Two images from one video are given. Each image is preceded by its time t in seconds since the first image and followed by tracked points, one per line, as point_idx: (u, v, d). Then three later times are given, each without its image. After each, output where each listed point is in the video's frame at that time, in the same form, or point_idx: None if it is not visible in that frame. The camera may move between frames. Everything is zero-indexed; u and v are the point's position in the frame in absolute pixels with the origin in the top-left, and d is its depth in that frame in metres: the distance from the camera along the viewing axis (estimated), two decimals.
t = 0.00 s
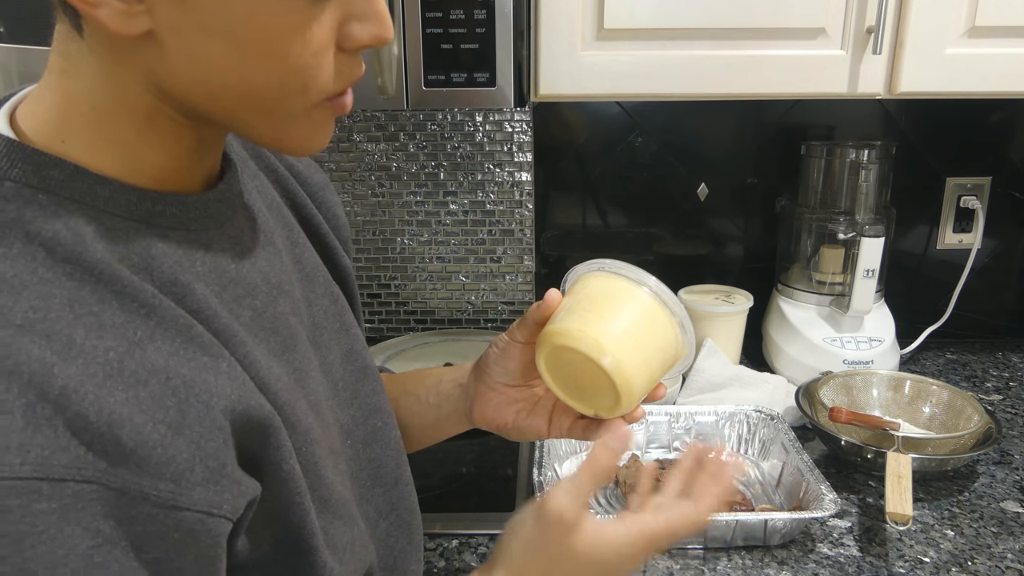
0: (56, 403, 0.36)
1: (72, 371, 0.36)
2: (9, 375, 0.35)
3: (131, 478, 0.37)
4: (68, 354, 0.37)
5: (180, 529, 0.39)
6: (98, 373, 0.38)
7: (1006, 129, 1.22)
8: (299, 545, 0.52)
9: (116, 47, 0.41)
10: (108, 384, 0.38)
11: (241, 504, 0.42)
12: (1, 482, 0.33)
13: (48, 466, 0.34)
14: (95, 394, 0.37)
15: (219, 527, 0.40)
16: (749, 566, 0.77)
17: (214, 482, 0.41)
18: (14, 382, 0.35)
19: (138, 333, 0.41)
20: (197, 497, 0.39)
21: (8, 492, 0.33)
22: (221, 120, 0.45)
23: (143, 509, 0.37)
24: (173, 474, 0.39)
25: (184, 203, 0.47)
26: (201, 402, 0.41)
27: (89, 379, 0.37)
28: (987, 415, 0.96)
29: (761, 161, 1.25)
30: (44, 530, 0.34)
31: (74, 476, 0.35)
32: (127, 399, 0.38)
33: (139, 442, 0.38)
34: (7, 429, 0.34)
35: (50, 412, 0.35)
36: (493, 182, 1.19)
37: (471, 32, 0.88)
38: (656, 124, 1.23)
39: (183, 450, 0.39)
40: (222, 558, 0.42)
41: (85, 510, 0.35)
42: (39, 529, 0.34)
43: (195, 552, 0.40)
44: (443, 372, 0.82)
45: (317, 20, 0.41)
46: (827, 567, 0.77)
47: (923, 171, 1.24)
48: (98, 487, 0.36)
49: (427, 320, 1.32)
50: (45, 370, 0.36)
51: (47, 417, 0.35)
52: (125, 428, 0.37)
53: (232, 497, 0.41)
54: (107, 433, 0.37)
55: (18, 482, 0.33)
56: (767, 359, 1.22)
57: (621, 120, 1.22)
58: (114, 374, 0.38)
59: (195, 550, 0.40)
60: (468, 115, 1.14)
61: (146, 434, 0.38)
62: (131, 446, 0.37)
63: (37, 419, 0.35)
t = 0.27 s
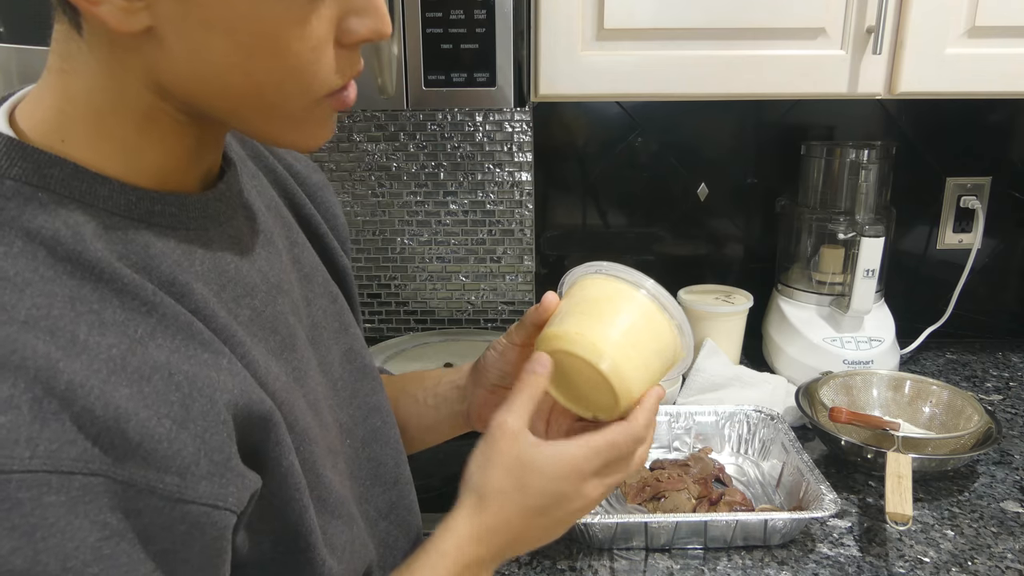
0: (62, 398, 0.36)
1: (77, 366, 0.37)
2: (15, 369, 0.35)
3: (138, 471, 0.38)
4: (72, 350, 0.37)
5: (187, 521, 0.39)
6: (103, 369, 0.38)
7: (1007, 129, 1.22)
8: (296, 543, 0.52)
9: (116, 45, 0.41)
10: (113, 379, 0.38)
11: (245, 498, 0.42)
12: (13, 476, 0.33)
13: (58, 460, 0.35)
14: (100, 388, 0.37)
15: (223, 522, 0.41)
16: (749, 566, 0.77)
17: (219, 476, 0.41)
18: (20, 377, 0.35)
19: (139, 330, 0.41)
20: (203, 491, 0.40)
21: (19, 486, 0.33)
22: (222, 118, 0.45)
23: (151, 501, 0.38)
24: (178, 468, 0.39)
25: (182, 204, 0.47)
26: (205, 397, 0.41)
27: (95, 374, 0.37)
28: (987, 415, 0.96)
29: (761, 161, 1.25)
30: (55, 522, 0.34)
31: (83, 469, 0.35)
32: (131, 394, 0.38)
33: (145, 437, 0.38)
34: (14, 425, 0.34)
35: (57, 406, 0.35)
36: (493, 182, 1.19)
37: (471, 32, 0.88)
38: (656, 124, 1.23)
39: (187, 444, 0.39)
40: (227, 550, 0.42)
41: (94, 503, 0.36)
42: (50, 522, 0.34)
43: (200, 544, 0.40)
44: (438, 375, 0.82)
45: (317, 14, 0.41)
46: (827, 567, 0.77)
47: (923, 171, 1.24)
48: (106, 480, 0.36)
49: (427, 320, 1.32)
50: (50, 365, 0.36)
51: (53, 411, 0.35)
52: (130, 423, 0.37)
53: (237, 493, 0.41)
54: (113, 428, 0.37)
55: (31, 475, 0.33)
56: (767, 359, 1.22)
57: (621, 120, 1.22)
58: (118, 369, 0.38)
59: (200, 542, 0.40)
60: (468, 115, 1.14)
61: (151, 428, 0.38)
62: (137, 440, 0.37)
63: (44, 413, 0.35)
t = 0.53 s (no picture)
0: (64, 396, 0.36)
1: (77, 364, 0.37)
2: (16, 368, 0.35)
3: (140, 468, 0.38)
4: (73, 348, 0.37)
5: (188, 518, 0.39)
6: (103, 367, 0.38)
7: (1006, 129, 1.22)
8: (295, 542, 0.52)
9: (114, 40, 0.41)
10: (112, 377, 0.38)
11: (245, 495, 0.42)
12: (15, 473, 0.33)
13: (59, 457, 0.35)
14: (101, 385, 0.37)
15: (224, 519, 0.41)
16: (749, 566, 0.77)
17: (219, 473, 0.41)
18: (20, 375, 0.35)
19: (138, 329, 0.41)
20: (204, 489, 0.40)
21: (21, 483, 0.33)
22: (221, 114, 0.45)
23: (153, 499, 0.38)
24: (178, 466, 0.39)
25: (180, 203, 0.47)
26: (205, 394, 0.41)
27: (96, 373, 0.37)
28: (987, 415, 0.96)
29: (761, 160, 1.25)
30: (57, 519, 0.35)
31: (84, 467, 0.36)
32: (131, 392, 0.38)
33: (146, 434, 0.38)
34: (14, 424, 0.34)
35: (58, 405, 0.36)
36: (493, 182, 1.19)
37: (471, 32, 0.88)
38: (656, 124, 1.23)
39: (188, 442, 0.39)
40: (228, 548, 0.42)
41: (95, 501, 0.36)
42: (52, 519, 0.34)
43: (200, 542, 0.40)
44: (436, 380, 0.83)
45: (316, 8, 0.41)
46: (827, 567, 0.77)
47: (923, 171, 1.24)
48: (107, 476, 0.37)
49: (427, 320, 1.32)
50: (51, 363, 0.36)
51: (53, 409, 0.36)
52: (131, 420, 0.37)
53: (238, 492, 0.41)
54: (114, 425, 0.37)
55: (32, 473, 0.34)
56: (767, 359, 1.22)
57: (621, 120, 1.22)
58: (119, 367, 0.38)
59: (201, 539, 0.40)
60: (468, 115, 1.14)
61: (152, 426, 0.38)
62: (138, 437, 0.38)
63: (45, 411, 0.35)
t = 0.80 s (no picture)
0: (61, 397, 0.36)
1: (76, 365, 0.36)
2: (16, 368, 0.35)
3: (137, 469, 0.38)
4: (71, 348, 0.37)
5: (186, 518, 0.39)
6: (101, 367, 0.38)
7: (1006, 129, 1.22)
8: (292, 541, 0.52)
9: (115, 38, 0.41)
10: (111, 377, 0.38)
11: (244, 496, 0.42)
12: (12, 475, 0.33)
13: (57, 458, 0.35)
14: (100, 385, 0.37)
15: (223, 520, 0.40)
16: (748, 566, 0.77)
17: (218, 473, 0.41)
18: (19, 375, 0.35)
19: (137, 329, 0.41)
20: (202, 489, 0.40)
21: (18, 485, 0.33)
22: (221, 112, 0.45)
23: (151, 500, 0.38)
24: (177, 466, 0.39)
25: (178, 203, 0.47)
26: (203, 395, 0.41)
27: (94, 372, 0.37)
28: (987, 415, 0.96)
29: (761, 160, 1.25)
30: (54, 521, 0.34)
31: (81, 468, 0.35)
32: (129, 393, 0.38)
33: (144, 435, 0.38)
34: (13, 423, 0.34)
35: (56, 405, 0.35)
36: (493, 182, 1.19)
37: (471, 32, 0.88)
38: (656, 124, 1.23)
39: (186, 443, 0.39)
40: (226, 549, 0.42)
41: (93, 503, 0.36)
42: (49, 521, 0.34)
43: (198, 542, 0.40)
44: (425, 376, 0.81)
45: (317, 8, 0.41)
46: (827, 567, 0.77)
47: (923, 171, 1.24)
48: (104, 478, 0.36)
49: (427, 320, 1.32)
50: (49, 363, 0.35)
51: (51, 410, 0.35)
52: (129, 421, 0.37)
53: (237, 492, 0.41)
54: (112, 426, 0.37)
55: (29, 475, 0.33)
56: (767, 359, 1.22)
57: (621, 120, 1.22)
58: (117, 367, 0.38)
59: (199, 540, 0.40)
60: (468, 115, 1.14)
61: (150, 427, 0.38)
62: (136, 438, 0.37)
63: (42, 412, 0.35)
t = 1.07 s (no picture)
0: (70, 401, 0.36)
1: (84, 368, 0.37)
2: (24, 373, 0.35)
3: (144, 472, 0.38)
4: (79, 352, 0.37)
5: (192, 522, 0.39)
6: (109, 371, 0.38)
7: (1006, 129, 1.22)
8: (295, 542, 0.52)
9: (138, 36, 0.41)
10: (118, 381, 0.38)
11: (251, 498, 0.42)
12: (21, 479, 0.34)
13: (66, 462, 0.35)
14: (107, 389, 0.37)
15: (232, 523, 0.40)
16: (749, 566, 0.77)
17: (224, 475, 0.40)
18: (27, 380, 0.35)
19: (142, 332, 0.41)
20: (210, 492, 0.39)
21: (28, 489, 0.34)
22: (240, 105, 0.47)
23: (157, 503, 0.38)
24: (184, 469, 0.39)
25: (180, 204, 0.48)
26: (210, 398, 0.41)
27: (102, 376, 0.37)
28: (987, 415, 0.96)
29: (761, 160, 1.25)
30: (62, 525, 0.35)
31: (90, 471, 0.36)
32: (137, 396, 0.38)
33: (152, 439, 0.38)
34: (22, 428, 0.34)
35: (64, 409, 0.36)
36: (493, 182, 1.19)
37: (471, 32, 0.88)
38: (656, 124, 1.23)
39: (193, 446, 0.39)
40: (232, 554, 0.42)
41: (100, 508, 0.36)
42: (57, 525, 0.35)
43: (204, 543, 0.40)
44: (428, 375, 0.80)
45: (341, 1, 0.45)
46: (827, 567, 0.77)
47: (923, 171, 1.24)
48: (111, 481, 0.37)
49: (427, 320, 1.32)
50: (57, 368, 0.36)
51: (59, 414, 0.36)
52: (136, 425, 0.37)
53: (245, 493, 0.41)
54: (120, 429, 0.37)
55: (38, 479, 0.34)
56: (767, 359, 1.22)
57: (621, 120, 1.22)
58: (124, 371, 0.38)
59: (205, 544, 0.40)
60: (468, 115, 1.14)
61: (157, 429, 0.38)
62: (143, 442, 0.37)
63: (50, 416, 0.35)
